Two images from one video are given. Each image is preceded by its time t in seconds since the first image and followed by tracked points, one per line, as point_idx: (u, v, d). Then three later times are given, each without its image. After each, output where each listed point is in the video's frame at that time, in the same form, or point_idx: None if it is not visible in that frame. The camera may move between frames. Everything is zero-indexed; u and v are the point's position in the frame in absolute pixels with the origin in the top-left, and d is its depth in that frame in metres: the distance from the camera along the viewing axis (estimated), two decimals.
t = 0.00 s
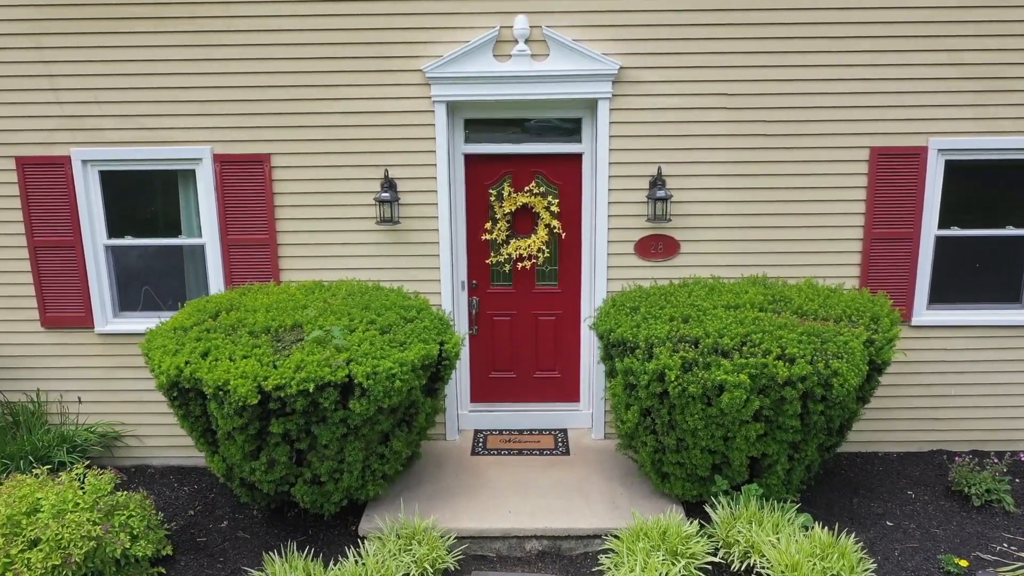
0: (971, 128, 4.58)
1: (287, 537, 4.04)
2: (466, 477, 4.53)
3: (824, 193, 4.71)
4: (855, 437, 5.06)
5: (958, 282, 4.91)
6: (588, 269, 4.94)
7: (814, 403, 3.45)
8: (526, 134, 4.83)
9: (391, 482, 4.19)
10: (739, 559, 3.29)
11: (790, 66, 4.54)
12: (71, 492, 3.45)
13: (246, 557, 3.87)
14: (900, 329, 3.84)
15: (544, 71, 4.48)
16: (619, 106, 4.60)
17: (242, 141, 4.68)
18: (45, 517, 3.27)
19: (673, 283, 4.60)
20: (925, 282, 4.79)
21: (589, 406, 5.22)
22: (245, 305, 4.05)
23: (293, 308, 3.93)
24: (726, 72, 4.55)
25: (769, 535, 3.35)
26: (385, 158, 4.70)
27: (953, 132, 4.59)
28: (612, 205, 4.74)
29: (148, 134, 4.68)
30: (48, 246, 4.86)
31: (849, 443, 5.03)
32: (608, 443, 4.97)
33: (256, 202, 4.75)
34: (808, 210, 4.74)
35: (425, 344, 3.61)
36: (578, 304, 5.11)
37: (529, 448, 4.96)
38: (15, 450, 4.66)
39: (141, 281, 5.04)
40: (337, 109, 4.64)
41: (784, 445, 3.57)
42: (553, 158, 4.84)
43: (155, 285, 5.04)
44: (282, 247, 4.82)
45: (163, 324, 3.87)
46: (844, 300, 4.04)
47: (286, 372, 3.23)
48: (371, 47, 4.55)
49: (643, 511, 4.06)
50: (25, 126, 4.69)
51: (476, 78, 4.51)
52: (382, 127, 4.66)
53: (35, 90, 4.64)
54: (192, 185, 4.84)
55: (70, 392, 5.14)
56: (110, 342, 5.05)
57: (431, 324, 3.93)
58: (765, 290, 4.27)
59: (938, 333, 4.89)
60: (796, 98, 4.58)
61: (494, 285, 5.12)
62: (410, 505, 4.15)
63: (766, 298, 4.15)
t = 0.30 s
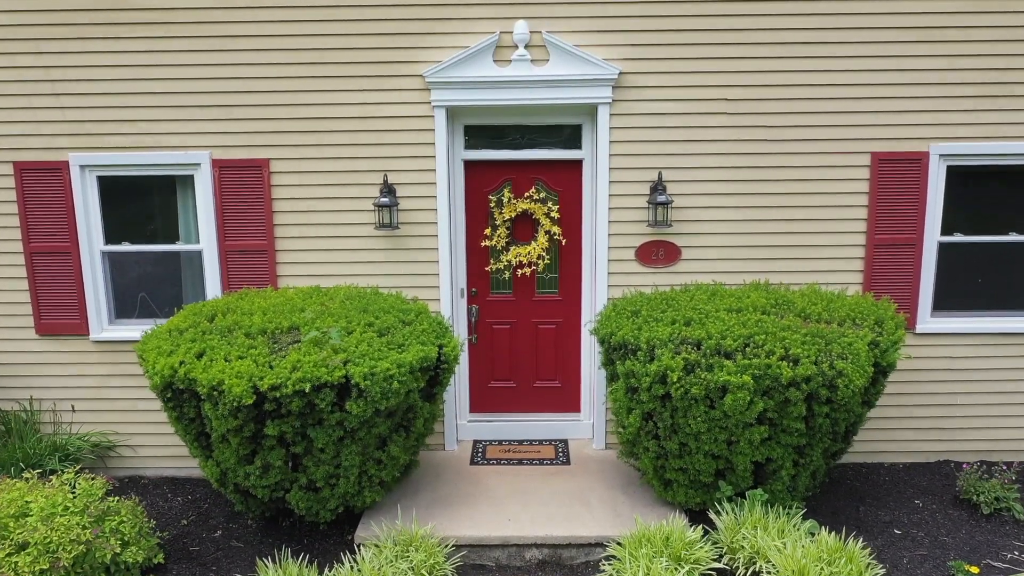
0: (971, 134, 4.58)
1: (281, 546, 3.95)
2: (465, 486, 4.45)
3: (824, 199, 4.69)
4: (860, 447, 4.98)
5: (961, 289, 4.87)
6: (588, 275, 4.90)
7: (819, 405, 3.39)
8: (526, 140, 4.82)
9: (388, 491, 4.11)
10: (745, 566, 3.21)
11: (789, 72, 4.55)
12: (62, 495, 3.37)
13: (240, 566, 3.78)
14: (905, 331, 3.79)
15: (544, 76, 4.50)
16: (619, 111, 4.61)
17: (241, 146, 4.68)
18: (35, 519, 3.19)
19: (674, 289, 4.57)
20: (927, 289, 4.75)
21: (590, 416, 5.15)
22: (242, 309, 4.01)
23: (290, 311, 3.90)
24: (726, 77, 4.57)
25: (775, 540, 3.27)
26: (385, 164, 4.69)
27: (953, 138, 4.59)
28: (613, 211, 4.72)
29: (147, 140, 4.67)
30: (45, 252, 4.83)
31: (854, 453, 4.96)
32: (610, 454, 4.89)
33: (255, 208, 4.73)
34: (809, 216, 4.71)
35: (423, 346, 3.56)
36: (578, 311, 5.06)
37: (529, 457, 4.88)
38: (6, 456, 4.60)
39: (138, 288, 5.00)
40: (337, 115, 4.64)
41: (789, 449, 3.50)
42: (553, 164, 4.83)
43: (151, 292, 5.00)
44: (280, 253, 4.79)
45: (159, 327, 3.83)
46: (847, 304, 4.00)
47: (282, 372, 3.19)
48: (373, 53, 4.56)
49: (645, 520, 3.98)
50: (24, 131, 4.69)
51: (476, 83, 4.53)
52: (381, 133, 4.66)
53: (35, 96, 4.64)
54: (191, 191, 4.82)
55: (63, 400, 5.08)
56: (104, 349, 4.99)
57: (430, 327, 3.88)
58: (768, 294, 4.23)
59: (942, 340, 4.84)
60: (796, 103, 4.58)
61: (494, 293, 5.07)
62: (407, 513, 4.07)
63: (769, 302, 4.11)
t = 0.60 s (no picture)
0: (972, 133, 4.58)
1: (277, 547, 3.89)
2: (464, 487, 4.39)
3: (825, 198, 4.68)
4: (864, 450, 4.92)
5: (964, 290, 4.84)
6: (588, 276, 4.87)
7: (823, 400, 3.36)
8: (527, 140, 4.81)
9: (386, 491, 4.05)
10: (750, 563, 3.15)
11: (789, 71, 4.55)
12: (55, 491, 3.32)
13: (235, 567, 3.72)
14: (909, 328, 3.76)
15: (544, 75, 4.51)
16: (619, 110, 4.60)
17: (241, 145, 4.67)
18: (26, 514, 3.13)
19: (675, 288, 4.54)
20: (930, 289, 4.72)
21: (591, 419, 5.09)
22: (240, 305, 3.98)
23: (288, 307, 3.87)
24: (726, 77, 4.57)
25: (780, 536, 3.22)
26: (385, 163, 4.68)
27: (954, 137, 4.58)
28: (613, 211, 4.70)
29: (147, 139, 4.67)
30: (42, 252, 4.80)
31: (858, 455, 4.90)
32: (611, 457, 4.83)
33: (254, 208, 4.71)
34: (811, 215, 4.69)
35: (422, 341, 3.53)
36: (578, 313, 5.02)
37: (529, 460, 4.82)
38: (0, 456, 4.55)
39: (136, 289, 4.97)
40: (337, 114, 4.63)
41: (792, 446, 3.46)
42: (553, 164, 4.81)
43: (149, 293, 4.96)
44: (279, 253, 4.77)
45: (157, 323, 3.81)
46: (849, 301, 3.97)
47: (280, 364, 3.17)
48: (373, 52, 4.57)
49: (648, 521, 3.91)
50: (23, 131, 4.69)
51: (477, 82, 4.53)
52: (381, 132, 4.65)
53: (35, 95, 4.65)
54: (190, 191, 4.81)
55: (59, 402, 5.02)
56: (100, 350, 4.95)
57: (429, 324, 3.85)
58: (770, 293, 4.19)
59: (946, 342, 4.80)
60: (796, 102, 4.58)
61: (494, 294, 5.03)
62: (405, 514, 4.01)
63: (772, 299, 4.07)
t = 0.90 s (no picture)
0: (973, 129, 4.57)
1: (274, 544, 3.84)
2: (464, 485, 4.34)
3: (826, 195, 4.66)
4: (868, 449, 4.87)
5: (967, 287, 4.81)
6: (588, 274, 4.85)
7: (827, 390, 3.34)
8: (527, 138, 4.81)
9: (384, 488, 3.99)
10: (754, 556, 3.10)
11: (789, 67, 4.55)
12: (49, 483, 3.28)
13: (231, 564, 3.66)
14: (912, 321, 3.73)
15: (544, 71, 4.50)
16: (619, 107, 4.60)
17: (240, 142, 4.66)
18: (20, 504, 3.10)
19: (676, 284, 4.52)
20: (933, 286, 4.69)
21: (592, 419, 5.03)
22: (238, 299, 3.97)
23: (287, 300, 3.85)
24: (726, 73, 4.57)
25: (785, 528, 3.18)
26: (384, 160, 4.68)
27: (955, 133, 4.58)
28: (614, 207, 4.68)
29: (147, 136, 4.66)
30: (41, 249, 4.78)
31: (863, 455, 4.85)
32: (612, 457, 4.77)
33: (253, 204, 4.70)
34: (811, 211, 4.68)
35: (422, 332, 3.51)
36: (578, 311, 4.99)
37: (530, 459, 4.77)
38: None
39: (134, 287, 4.94)
40: (337, 111, 4.63)
41: (796, 438, 3.42)
42: (553, 161, 4.80)
43: (147, 290, 4.93)
44: (278, 250, 4.75)
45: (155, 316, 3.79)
46: (851, 294, 3.95)
47: (278, 354, 3.16)
48: (373, 49, 4.58)
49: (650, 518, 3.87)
50: (23, 127, 4.68)
51: (476, 79, 4.53)
52: (381, 129, 4.65)
53: (35, 92, 4.65)
54: (189, 188, 4.80)
55: (54, 401, 4.98)
56: (98, 348, 4.91)
57: (429, 317, 3.83)
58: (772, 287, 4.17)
59: (950, 339, 4.76)
60: (796, 99, 4.58)
61: (494, 292, 5.00)
62: (405, 510, 3.96)
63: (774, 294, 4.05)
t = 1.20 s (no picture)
0: (973, 125, 4.56)
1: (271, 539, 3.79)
2: (464, 481, 4.30)
3: (826, 190, 4.65)
4: (872, 447, 4.83)
5: (969, 284, 4.78)
6: (589, 271, 4.82)
7: (830, 379, 3.32)
8: (526, 134, 4.80)
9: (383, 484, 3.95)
10: (758, 547, 3.06)
11: (788, 63, 4.56)
12: (44, 475, 3.24)
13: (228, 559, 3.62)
14: (915, 313, 3.70)
15: (544, 67, 4.51)
16: (619, 103, 4.60)
17: (240, 138, 4.66)
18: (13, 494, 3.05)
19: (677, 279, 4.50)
20: (935, 282, 4.67)
21: (592, 418, 4.98)
22: (237, 291, 3.95)
23: (286, 292, 3.83)
24: (726, 69, 4.57)
25: (789, 518, 3.14)
26: (384, 156, 4.67)
27: (955, 129, 4.57)
28: (614, 204, 4.67)
29: (147, 132, 4.66)
30: (40, 245, 4.77)
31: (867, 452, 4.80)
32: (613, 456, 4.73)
33: (252, 200, 4.69)
34: (812, 207, 4.66)
35: (422, 323, 3.49)
36: (579, 309, 4.96)
37: (530, 458, 4.72)
38: None
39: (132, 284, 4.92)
40: (337, 107, 4.63)
41: (799, 429, 3.39)
42: (553, 158, 4.79)
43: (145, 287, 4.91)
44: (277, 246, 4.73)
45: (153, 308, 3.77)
46: (853, 287, 3.92)
47: (276, 342, 3.14)
48: (374, 46, 4.58)
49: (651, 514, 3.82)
50: (23, 123, 4.68)
51: (476, 74, 4.53)
52: (381, 125, 4.64)
53: (36, 88, 4.65)
54: (188, 184, 4.79)
55: (51, 398, 4.94)
56: (95, 345, 4.88)
57: (429, 310, 3.80)
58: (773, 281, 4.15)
59: (952, 335, 4.73)
60: (796, 95, 4.58)
61: (494, 290, 4.97)
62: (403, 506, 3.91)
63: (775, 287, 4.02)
